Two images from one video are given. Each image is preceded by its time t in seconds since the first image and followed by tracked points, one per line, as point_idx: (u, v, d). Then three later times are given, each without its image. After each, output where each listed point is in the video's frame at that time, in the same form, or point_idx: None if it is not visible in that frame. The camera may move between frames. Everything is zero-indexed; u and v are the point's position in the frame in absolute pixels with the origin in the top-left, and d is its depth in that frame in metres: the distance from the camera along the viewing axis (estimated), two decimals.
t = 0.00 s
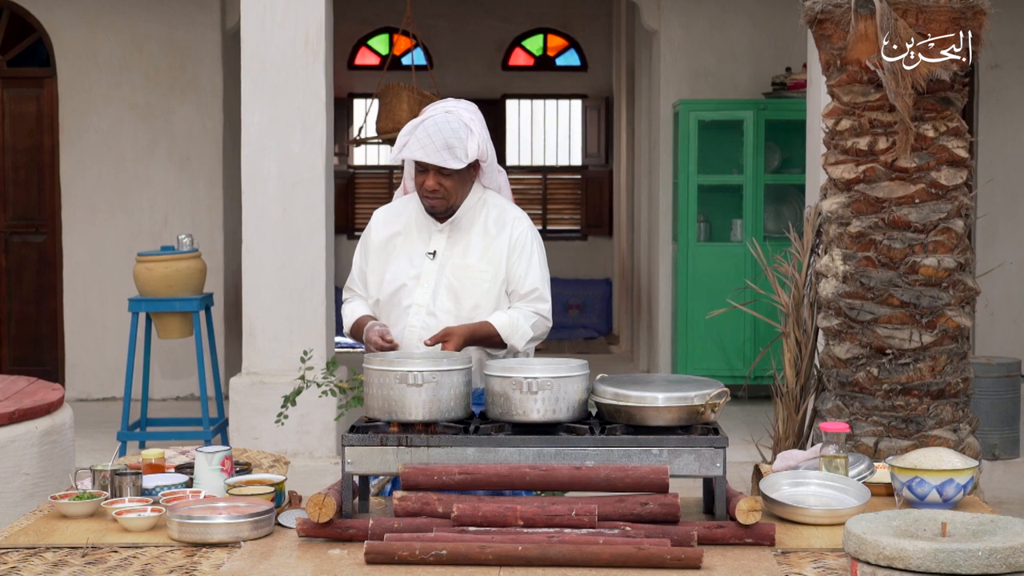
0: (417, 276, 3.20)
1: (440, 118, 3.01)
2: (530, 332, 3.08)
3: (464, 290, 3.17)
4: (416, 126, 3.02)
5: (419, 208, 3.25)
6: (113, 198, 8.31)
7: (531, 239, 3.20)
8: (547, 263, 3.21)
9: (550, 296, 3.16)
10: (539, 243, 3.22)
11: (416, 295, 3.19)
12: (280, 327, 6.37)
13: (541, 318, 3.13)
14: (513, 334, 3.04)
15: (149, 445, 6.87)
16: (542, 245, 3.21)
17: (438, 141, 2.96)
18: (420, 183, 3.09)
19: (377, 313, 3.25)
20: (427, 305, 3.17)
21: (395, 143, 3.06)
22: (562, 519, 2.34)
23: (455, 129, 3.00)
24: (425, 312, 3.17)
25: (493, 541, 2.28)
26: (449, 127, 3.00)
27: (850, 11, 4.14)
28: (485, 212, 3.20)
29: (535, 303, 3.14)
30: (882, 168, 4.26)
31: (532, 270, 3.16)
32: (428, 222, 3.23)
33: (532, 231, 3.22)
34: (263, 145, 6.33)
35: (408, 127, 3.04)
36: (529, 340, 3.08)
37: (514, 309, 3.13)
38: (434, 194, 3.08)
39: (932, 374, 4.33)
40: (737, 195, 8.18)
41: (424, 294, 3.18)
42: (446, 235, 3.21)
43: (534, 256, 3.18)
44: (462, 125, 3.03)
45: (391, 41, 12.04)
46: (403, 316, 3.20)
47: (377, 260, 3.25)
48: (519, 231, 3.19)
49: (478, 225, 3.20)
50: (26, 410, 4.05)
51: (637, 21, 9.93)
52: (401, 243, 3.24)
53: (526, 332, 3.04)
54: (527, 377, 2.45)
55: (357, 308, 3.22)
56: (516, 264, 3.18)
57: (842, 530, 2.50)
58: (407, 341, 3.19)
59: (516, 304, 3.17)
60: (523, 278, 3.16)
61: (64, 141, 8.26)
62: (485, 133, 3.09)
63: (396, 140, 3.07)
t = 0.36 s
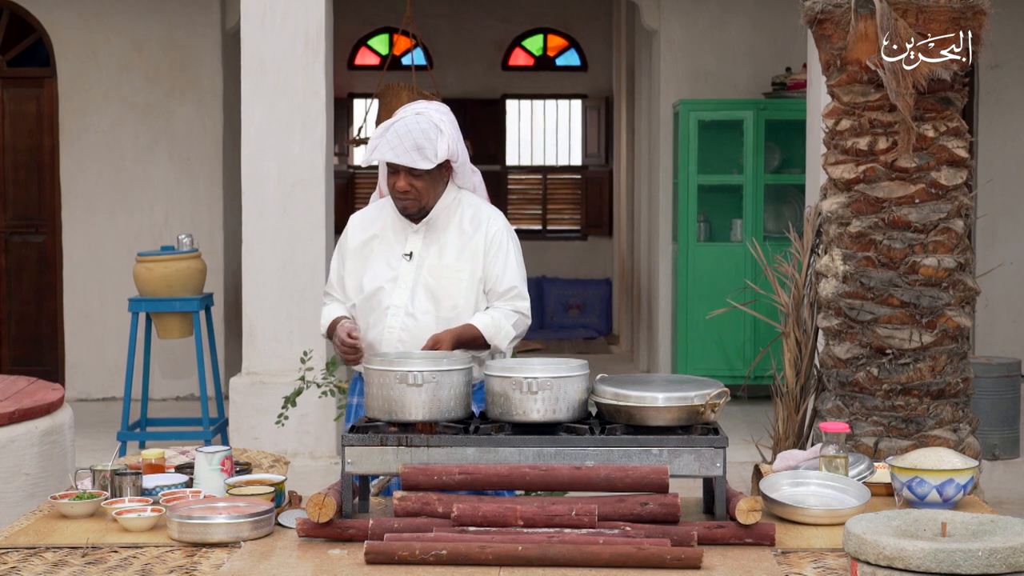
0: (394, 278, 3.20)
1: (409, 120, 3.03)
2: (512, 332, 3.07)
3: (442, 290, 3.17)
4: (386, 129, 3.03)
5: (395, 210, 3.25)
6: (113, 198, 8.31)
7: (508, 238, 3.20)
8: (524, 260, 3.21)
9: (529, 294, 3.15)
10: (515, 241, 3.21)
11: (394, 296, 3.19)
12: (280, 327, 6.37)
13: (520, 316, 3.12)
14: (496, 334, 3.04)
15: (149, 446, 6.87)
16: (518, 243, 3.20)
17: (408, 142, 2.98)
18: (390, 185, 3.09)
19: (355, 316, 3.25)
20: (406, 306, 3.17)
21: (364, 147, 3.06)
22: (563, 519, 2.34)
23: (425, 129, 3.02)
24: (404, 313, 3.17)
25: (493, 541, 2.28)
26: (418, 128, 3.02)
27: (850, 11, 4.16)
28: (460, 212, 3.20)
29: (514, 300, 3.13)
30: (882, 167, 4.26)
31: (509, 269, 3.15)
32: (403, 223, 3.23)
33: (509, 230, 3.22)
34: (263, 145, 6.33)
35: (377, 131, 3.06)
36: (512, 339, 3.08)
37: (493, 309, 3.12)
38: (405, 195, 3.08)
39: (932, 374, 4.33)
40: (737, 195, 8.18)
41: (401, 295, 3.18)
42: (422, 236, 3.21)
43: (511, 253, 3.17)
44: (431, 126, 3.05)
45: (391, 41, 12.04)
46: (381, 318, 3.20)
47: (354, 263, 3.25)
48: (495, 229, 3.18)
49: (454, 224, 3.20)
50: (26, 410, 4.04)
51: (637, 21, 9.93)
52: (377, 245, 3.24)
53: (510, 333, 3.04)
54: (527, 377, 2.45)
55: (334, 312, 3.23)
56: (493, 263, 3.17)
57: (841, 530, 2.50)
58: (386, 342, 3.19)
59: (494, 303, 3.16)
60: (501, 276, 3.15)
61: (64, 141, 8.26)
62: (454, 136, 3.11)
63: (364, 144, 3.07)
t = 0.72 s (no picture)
0: (381, 277, 3.20)
1: (391, 110, 3.03)
2: (503, 329, 3.09)
3: (429, 288, 3.18)
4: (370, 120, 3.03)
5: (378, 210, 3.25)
6: (113, 198, 8.31)
7: (491, 234, 3.23)
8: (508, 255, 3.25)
9: (514, 289, 3.19)
10: (498, 236, 3.25)
11: (382, 296, 3.19)
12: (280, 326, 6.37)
13: (506, 310, 3.16)
14: (488, 333, 3.04)
15: (149, 446, 6.87)
16: (502, 238, 3.24)
17: (394, 129, 2.97)
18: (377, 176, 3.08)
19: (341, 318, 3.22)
20: (395, 305, 3.18)
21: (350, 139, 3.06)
22: (563, 519, 2.34)
23: (408, 118, 3.02)
24: (393, 312, 3.18)
25: (493, 541, 2.28)
26: (402, 116, 3.01)
27: (850, 11, 4.16)
28: (443, 210, 3.22)
29: (502, 296, 3.17)
30: (882, 167, 4.26)
31: (495, 265, 3.18)
32: (387, 223, 3.23)
33: (491, 226, 3.25)
34: (263, 145, 6.33)
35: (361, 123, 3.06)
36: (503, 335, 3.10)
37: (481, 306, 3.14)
38: (391, 184, 3.06)
39: (932, 374, 4.33)
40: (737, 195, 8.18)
41: (390, 295, 3.19)
42: (406, 235, 3.21)
43: (496, 248, 3.21)
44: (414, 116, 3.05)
45: (391, 41, 12.04)
46: (370, 318, 3.19)
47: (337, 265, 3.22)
48: (480, 226, 3.21)
49: (439, 222, 3.21)
50: (26, 410, 4.04)
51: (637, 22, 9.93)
52: (360, 246, 3.22)
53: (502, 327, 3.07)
54: (527, 377, 2.45)
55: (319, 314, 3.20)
56: (480, 258, 3.19)
57: (842, 531, 2.50)
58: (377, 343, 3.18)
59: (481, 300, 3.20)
60: (489, 271, 3.18)
61: (64, 141, 8.26)
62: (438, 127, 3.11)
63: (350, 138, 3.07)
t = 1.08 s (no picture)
0: (375, 277, 3.18)
1: (380, 108, 3.05)
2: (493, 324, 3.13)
3: (424, 284, 3.19)
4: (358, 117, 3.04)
5: (364, 209, 3.21)
6: (113, 198, 8.31)
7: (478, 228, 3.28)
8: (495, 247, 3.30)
9: (502, 280, 3.25)
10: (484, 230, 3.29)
11: (378, 295, 3.18)
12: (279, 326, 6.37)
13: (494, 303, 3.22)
14: (479, 328, 3.06)
15: (149, 446, 6.87)
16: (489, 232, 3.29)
17: (387, 123, 2.99)
18: (371, 171, 3.07)
19: (334, 321, 3.17)
20: (392, 304, 3.18)
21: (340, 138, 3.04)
22: (563, 519, 2.34)
23: (398, 114, 3.05)
24: (390, 311, 3.18)
25: (493, 541, 2.28)
26: (392, 112, 3.04)
27: (850, 11, 4.16)
28: (430, 207, 3.23)
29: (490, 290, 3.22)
30: (882, 167, 4.26)
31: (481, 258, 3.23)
32: (375, 221, 3.21)
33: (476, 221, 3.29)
34: (263, 145, 6.33)
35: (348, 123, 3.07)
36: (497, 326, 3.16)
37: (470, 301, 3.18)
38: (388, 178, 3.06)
39: (932, 374, 4.33)
40: (737, 195, 8.18)
41: (385, 293, 3.18)
42: (395, 233, 3.21)
43: (484, 242, 3.26)
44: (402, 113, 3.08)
45: (391, 41, 12.04)
46: (365, 318, 3.18)
47: (326, 267, 3.16)
48: (468, 221, 3.25)
49: (428, 219, 3.22)
50: (26, 410, 4.04)
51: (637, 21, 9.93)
52: (349, 247, 3.18)
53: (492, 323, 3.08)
54: (527, 377, 2.45)
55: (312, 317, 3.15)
56: (471, 253, 3.24)
57: (842, 531, 2.50)
58: (374, 341, 3.18)
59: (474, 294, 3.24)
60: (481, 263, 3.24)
61: (64, 141, 8.26)
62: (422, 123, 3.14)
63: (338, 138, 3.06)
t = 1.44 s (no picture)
0: (370, 277, 3.17)
1: (373, 108, 3.07)
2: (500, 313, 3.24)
3: (421, 282, 3.20)
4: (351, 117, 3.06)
5: (355, 209, 3.20)
6: (113, 198, 8.31)
7: (470, 227, 3.29)
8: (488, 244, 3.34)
9: (499, 275, 3.32)
10: (476, 227, 3.32)
11: (374, 295, 3.17)
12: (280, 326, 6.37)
13: (503, 297, 3.32)
14: (487, 319, 3.19)
15: (149, 446, 6.87)
16: (481, 228, 3.32)
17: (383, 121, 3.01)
18: (364, 169, 3.07)
19: (331, 323, 3.17)
20: (388, 303, 3.17)
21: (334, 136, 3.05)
22: (563, 519, 2.34)
23: (392, 115, 3.08)
24: (387, 309, 3.17)
25: (493, 541, 2.28)
26: (386, 112, 3.06)
27: (850, 11, 4.16)
28: (422, 206, 3.24)
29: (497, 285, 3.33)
30: (882, 167, 4.26)
31: (488, 256, 3.29)
32: (366, 220, 3.19)
33: (468, 219, 3.30)
34: (263, 145, 6.33)
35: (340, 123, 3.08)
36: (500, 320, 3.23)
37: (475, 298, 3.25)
38: (381, 175, 3.07)
39: (932, 374, 4.32)
40: (737, 195, 8.17)
41: (381, 292, 3.17)
42: (388, 232, 3.20)
43: (479, 238, 3.29)
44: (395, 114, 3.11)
45: (391, 41, 12.04)
46: (362, 318, 3.17)
47: (321, 270, 3.16)
48: (461, 218, 3.27)
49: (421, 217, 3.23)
50: (26, 410, 4.04)
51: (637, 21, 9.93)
52: (342, 248, 3.17)
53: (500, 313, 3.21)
54: (527, 377, 2.45)
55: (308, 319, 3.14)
56: (466, 250, 3.27)
57: (841, 531, 2.50)
58: (374, 341, 3.18)
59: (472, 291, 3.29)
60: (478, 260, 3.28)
61: (64, 141, 8.26)
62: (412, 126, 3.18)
63: (331, 136, 3.06)
